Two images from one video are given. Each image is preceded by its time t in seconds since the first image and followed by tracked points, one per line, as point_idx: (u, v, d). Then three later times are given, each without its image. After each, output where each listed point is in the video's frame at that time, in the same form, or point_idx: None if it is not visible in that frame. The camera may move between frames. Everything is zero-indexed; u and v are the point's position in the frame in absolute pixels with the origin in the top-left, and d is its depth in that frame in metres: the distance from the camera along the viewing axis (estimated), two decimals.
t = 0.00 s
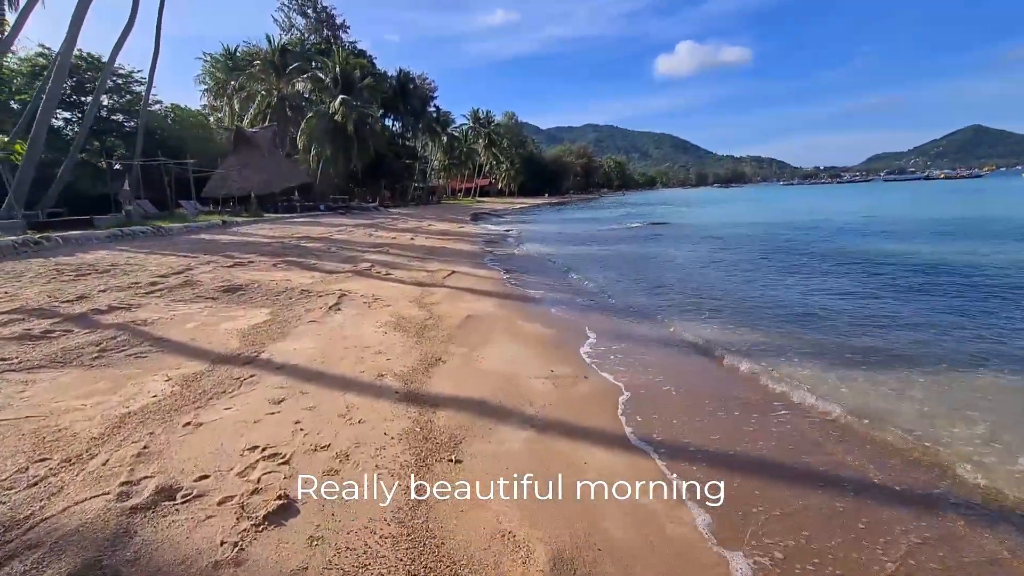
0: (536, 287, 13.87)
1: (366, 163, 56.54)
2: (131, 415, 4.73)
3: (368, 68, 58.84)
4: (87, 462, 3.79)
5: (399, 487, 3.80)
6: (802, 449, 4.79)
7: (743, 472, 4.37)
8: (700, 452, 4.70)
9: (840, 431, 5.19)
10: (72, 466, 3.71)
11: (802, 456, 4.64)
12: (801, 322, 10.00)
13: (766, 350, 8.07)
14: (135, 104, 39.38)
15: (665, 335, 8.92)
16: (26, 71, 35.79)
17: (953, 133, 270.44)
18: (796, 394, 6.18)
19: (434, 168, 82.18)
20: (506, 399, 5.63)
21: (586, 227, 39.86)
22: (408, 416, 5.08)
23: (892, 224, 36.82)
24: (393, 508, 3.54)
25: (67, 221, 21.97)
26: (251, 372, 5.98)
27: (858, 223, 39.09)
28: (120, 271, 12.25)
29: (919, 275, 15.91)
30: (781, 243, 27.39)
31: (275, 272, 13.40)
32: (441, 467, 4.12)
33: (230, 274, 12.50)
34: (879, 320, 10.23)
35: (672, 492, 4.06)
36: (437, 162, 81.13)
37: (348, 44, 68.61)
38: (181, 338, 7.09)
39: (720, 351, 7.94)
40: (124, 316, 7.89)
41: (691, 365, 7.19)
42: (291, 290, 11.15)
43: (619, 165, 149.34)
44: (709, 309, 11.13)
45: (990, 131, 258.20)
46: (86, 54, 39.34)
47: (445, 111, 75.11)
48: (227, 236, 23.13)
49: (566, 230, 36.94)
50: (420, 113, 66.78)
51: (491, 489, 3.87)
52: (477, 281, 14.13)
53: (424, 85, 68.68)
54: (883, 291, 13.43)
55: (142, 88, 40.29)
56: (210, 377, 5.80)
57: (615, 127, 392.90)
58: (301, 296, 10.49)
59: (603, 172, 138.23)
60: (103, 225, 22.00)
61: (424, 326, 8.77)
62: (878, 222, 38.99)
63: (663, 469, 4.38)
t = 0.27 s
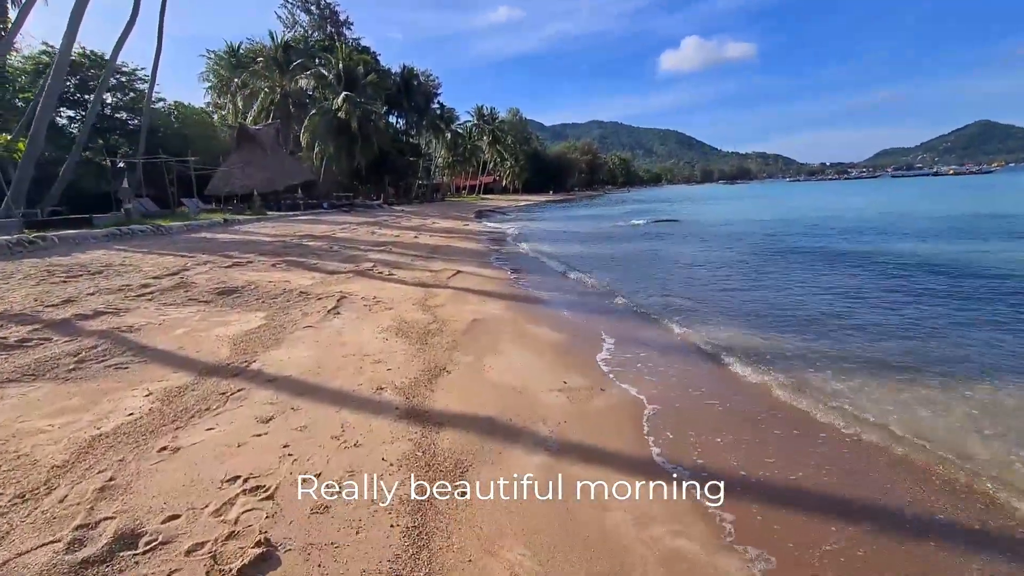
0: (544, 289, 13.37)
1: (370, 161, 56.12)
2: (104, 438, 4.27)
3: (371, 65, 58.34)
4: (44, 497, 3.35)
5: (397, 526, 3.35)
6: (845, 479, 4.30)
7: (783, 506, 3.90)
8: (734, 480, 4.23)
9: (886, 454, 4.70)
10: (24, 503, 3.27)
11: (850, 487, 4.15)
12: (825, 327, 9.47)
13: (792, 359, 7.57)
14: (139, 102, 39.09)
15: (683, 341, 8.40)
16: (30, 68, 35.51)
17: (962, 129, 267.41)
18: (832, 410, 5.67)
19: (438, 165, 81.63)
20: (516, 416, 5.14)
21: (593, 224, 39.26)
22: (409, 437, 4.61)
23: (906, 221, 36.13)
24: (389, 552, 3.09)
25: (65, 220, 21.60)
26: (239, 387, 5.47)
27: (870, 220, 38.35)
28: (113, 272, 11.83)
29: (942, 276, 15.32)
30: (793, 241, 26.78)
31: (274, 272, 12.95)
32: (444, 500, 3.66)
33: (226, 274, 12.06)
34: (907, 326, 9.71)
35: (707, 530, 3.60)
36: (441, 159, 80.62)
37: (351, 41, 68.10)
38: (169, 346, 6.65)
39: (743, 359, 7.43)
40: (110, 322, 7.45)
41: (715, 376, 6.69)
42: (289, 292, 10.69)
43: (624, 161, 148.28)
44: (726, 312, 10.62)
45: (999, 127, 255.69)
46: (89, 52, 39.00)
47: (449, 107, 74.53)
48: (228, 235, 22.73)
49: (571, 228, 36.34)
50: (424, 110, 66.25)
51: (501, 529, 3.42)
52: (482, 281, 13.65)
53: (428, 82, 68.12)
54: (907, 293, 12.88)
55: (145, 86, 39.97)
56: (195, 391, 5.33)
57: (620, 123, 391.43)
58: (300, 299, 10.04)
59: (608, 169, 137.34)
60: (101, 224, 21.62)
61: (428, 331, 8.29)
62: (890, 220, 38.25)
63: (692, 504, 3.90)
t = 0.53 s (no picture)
0: (551, 291, 12.85)
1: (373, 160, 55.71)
2: (59, 466, 3.78)
3: (374, 63, 57.89)
4: None
5: None
6: (904, 513, 3.76)
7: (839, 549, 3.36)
8: (776, 515, 3.70)
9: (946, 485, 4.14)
10: None
11: (910, 525, 3.61)
12: (851, 333, 8.91)
13: (821, 369, 7.00)
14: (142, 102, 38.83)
15: (701, 348, 7.84)
16: (33, 68, 35.27)
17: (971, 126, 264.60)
18: (874, 431, 5.11)
19: (442, 165, 81.12)
20: (524, 436, 4.63)
21: (598, 224, 38.67)
22: (405, 464, 4.09)
23: (918, 221, 35.38)
24: None
25: (62, 220, 21.23)
26: (221, 403, 4.98)
27: (881, 220, 37.58)
28: (103, 274, 11.37)
29: (966, 278, 14.68)
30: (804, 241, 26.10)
31: (270, 274, 12.47)
32: (444, 544, 3.16)
33: (221, 276, 11.60)
34: (938, 332, 9.12)
35: None
36: (445, 159, 80.14)
37: (355, 40, 67.68)
38: (149, 355, 6.17)
39: (768, 370, 6.87)
40: (90, 329, 6.97)
41: (740, 389, 6.14)
42: (285, 295, 10.22)
43: (628, 160, 147.35)
44: (744, 316, 10.05)
45: (1008, 125, 253.06)
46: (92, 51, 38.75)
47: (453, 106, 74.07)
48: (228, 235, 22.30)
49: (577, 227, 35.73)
50: (428, 109, 65.82)
51: None
52: (487, 283, 13.14)
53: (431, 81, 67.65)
54: (932, 296, 12.28)
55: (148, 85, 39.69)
56: (170, 409, 4.82)
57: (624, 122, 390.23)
58: (294, 302, 9.55)
59: (612, 168, 136.50)
60: (99, 224, 21.24)
61: (428, 337, 7.76)
62: (902, 219, 37.40)
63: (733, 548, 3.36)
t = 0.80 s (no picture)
0: (560, 296, 12.34)
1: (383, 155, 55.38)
2: (0, 487, 3.32)
3: (388, 58, 57.56)
4: None
5: None
6: None
7: None
8: None
9: None
10: None
11: None
12: (880, 353, 8.34)
13: (854, 392, 6.41)
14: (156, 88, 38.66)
15: (720, 366, 7.27)
16: (48, 51, 35.15)
17: (986, 142, 261.30)
18: (926, 475, 4.52)
19: (452, 162, 80.72)
20: (532, 467, 4.11)
21: (607, 228, 38.10)
22: (396, 498, 3.58)
23: (936, 236, 34.56)
24: None
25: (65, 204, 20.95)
26: (196, 414, 4.49)
27: (898, 234, 36.77)
28: (97, 262, 10.99)
29: (995, 297, 14.03)
30: (819, 253, 25.43)
31: (270, 268, 12.04)
32: None
33: (218, 269, 11.18)
34: (976, 354, 8.49)
35: None
36: (455, 156, 79.75)
37: (369, 34, 67.42)
38: (124, 355, 5.69)
39: (796, 395, 6.28)
40: (69, 322, 6.52)
41: (768, 417, 5.59)
42: (282, 291, 9.77)
43: (638, 165, 146.42)
44: (764, 331, 9.46)
45: None
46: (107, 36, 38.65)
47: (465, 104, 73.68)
48: (232, 226, 21.94)
49: (586, 230, 35.16)
50: (440, 106, 65.46)
51: None
52: (493, 285, 12.65)
53: (444, 78, 67.29)
54: (960, 316, 11.67)
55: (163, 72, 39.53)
56: (140, 420, 4.34)
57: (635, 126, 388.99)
58: (291, 300, 9.07)
59: (622, 172, 135.69)
60: (102, 210, 20.94)
61: (429, 344, 7.24)
62: (920, 234, 36.55)
63: None
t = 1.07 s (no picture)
0: (572, 298, 11.82)
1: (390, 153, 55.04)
2: None
3: (395, 55, 57.18)
4: None
5: None
6: None
7: None
8: None
9: None
10: None
11: None
12: (917, 364, 7.74)
13: (900, 410, 5.83)
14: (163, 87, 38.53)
15: (748, 378, 6.70)
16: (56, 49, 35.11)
17: (1000, 140, 257.20)
18: (1001, 513, 3.94)
19: (459, 160, 80.28)
20: (549, 505, 3.59)
21: (617, 227, 37.49)
22: (391, 545, 3.07)
23: (955, 236, 33.62)
24: None
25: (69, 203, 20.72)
26: (170, 438, 4.02)
27: (915, 234, 35.85)
28: (92, 263, 10.62)
29: None
30: (836, 253, 24.70)
31: (270, 269, 11.62)
32: None
33: (216, 270, 10.77)
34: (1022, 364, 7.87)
35: None
36: (462, 155, 79.32)
37: (377, 32, 67.11)
38: (101, 368, 5.23)
39: (836, 412, 5.71)
40: (48, 330, 6.08)
41: (808, 439, 5.03)
42: (281, 294, 9.33)
43: (646, 163, 145.29)
44: (791, 338, 8.88)
45: None
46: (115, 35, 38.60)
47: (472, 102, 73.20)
48: (235, 224, 21.61)
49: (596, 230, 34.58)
50: (447, 104, 65.03)
51: None
52: (501, 287, 12.15)
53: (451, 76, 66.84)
54: (995, 321, 11.02)
55: (170, 71, 39.40)
56: (108, 445, 3.88)
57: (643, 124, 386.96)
58: (289, 303, 8.60)
59: (630, 171, 134.70)
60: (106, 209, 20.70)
61: (434, 353, 6.72)
62: (938, 234, 35.64)
63: None
